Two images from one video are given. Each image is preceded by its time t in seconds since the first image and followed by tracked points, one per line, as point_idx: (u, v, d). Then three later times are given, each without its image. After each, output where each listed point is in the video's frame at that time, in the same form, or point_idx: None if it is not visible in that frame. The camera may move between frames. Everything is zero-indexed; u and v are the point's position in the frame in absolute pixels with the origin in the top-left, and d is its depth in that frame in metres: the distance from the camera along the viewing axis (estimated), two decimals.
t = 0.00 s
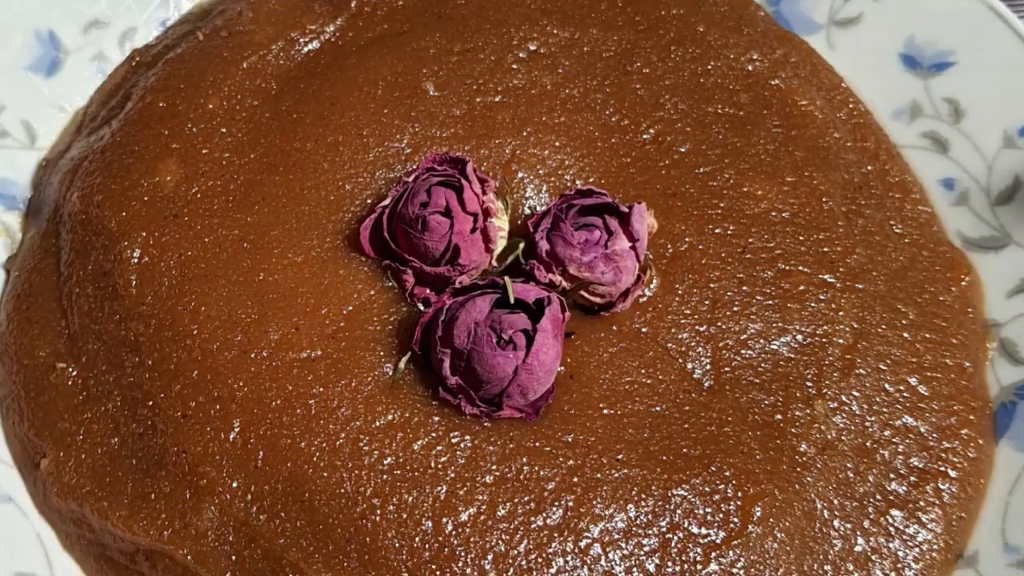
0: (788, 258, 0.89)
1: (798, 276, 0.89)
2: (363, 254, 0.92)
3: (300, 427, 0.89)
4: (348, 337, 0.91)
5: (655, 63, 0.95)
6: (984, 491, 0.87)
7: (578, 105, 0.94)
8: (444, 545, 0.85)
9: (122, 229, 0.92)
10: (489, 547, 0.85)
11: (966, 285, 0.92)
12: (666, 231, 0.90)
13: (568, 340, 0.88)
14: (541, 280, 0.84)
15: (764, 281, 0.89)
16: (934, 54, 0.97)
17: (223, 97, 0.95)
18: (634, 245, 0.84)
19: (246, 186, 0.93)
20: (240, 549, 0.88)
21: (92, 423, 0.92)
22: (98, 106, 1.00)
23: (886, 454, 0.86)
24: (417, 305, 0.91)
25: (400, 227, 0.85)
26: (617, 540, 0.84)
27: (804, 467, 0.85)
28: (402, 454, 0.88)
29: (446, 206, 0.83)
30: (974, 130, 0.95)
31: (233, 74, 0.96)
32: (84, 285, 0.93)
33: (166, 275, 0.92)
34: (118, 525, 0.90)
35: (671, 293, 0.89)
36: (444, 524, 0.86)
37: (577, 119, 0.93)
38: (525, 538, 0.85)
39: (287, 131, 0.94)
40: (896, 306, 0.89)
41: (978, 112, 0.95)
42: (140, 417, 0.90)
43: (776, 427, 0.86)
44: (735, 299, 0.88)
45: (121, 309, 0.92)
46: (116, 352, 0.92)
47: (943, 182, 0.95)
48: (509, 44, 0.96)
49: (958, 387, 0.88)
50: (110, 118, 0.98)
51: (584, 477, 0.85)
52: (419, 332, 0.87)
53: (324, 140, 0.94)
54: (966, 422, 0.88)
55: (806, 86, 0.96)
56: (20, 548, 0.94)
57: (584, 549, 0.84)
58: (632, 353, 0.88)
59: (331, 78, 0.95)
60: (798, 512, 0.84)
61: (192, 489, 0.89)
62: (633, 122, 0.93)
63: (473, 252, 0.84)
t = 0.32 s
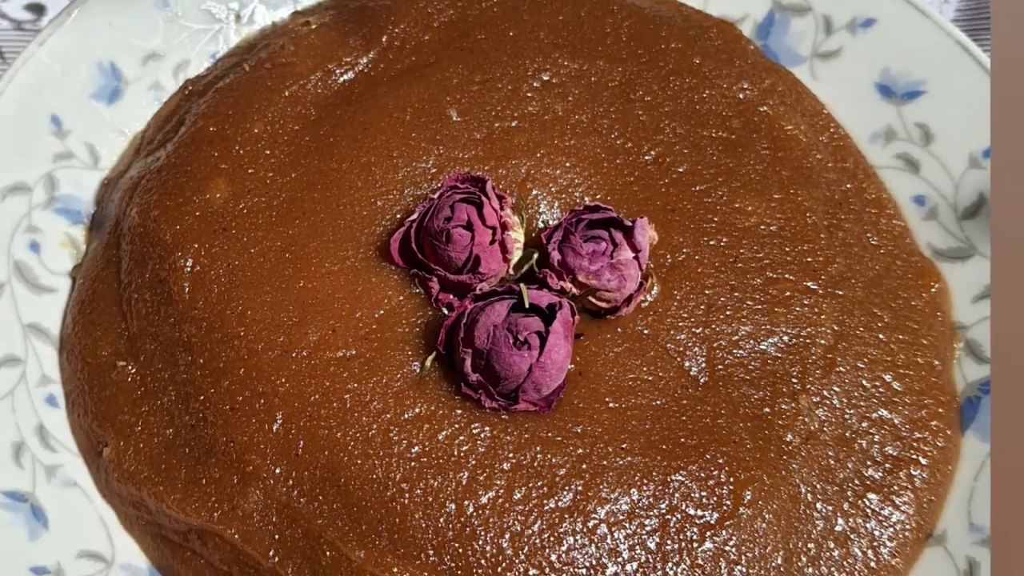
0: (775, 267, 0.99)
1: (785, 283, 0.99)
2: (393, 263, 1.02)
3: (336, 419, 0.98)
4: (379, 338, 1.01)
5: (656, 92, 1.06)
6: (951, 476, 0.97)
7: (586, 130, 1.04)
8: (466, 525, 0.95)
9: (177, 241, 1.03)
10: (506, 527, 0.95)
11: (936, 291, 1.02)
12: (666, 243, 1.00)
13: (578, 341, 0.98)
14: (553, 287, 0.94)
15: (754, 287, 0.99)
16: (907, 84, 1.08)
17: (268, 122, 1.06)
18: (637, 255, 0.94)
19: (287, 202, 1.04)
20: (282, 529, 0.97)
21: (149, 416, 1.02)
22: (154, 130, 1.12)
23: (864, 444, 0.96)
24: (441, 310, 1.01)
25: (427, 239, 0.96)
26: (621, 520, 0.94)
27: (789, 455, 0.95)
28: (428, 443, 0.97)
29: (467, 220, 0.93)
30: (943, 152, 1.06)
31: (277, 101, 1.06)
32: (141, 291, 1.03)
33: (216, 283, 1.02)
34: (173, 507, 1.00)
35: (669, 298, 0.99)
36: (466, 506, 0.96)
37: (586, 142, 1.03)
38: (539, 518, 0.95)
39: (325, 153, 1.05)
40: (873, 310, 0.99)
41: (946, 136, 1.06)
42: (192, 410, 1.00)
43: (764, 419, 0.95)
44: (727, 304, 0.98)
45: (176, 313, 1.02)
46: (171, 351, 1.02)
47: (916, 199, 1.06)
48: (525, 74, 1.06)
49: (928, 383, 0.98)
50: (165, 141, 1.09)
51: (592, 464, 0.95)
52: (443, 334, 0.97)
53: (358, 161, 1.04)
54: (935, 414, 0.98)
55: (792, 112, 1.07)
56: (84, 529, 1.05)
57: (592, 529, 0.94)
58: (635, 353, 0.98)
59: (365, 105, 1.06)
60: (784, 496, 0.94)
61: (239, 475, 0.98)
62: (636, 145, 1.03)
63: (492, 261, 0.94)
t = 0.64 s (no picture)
0: (765, 274, 1.10)
1: (773, 289, 1.10)
2: (417, 271, 1.13)
3: (366, 413, 1.08)
4: (405, 339, 1.11)
5: (657, 115, 1.17)
6: (925, 465, 1.07)
7: (593, 150, 1.15)
8: (483, 509, 1.04)
9: (221, 250, 1.13)
10: (520, 511, 1.04)
11: (911, 296, 1.13)
12: (665, 253, 1.10)
13: (586, 341, 1.08)
14: (563, 292, 1.04)
15: (745, 293, 1.09)
16: (884, 108, 1.20)
17: (304, 143, 1.17)
18: (639, 264, 1.04)
19: (320, 216, 1.14)
20: (317, 512, 1.06)
21: (195, 410, 1.12)
22: (201, 149, 1.24)
23: (845, 435, 1.06)
24: (462, 313, 1.11)
25: (448, 249, 1.06)
26: (625, 504, 1.04)
27: (777, 444, 1.04)
28: (450, 435, 1.07)
29: (486, 232, 1.03)
30: (917, 170, 1.18)
31: (312, 123, 1.18)
32: (189, 296, 1.14)
33: (257, 289, 1.12)
34: (218, 492, 1.09)
35: (668, 303, 1.09)
36: (484, 491, 1.05)
37: (593, 161, 1.14)
38: (551, 502, 1.04)
39: (356, 171, 1.15)
40: (853, 314, 1.10)
41: (920, 155, 1.18)
42: (235, 404, 1.10)
43: (755, 412, 1.05)
44: (721, 308, 1.09)
45: (220, 316, 1.12)
46: (216, 351, 1.11)
47: (893, 212, 1.17)
48: (538, 99, 1.17)
49: (903, 379, 1.09)
50: (211, 160, 1.20)
51: (598, 453, 1.05)
52: (463, 334, 1.07)
53: (386, 177, 1.15)
54: (910, 408, 1.08)
55: (779, 133, 1.18)
56: (138, 512, 1.12)
57: (599, 512, 1.04)
58: (638, 352, 1.08)
59: (392, 127, 1.16)
60: (773, 482, 1.04)
61: (278, 463, 1.07)
62: (638, 164, 1.14)
63: (508, 269, 1.04)
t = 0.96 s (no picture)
0: (756, 280, 1.20)
1: (764, 294, 1.20)
2: (437, 277, 1.23)
3: (390, 407, 1.18)
4: (426, 340, 1.21)
5: (657, 134, 1.28)
6: (903, 455, 1.16)
7: (599, 166, 1.25)
8: (498, 495, 1.14)
9: (257, 259, 1.23)
10: (532, 497, 1.14)
11: (890, 300, 1.23)
12: (665, 260, 1.21)
13: (592, 342, 1.18)
14: (571, 297, 1.14)
15: (738, 297, 1.20)
16: (866, 128, 1.31)
17: (334, 160, 1.28)
18: (641, 271, 1.14)
19: (349, 228, 1.25)
20: (346, 498, 1.16)
21: (234, 405, 1.23)
22: (239, 165, 1.35)
23: (829, 428, 1.16)
24: (478, 316, 1.21)
25: (466, 257, 1.16)
26: (628, 491, 1.14)
27: (768, 436, 1.14)
28: (468, 427, 1.17)
29: (500, 241, 1.14)
30: (896, 185, 1.28)
31: (341, 142, 1.29)
32: (228, 300, 1.24)
33: (291, 294, 1.22)
34: (254, 480, 1.19)
35: (667, 306, 1.19)
36: (498, 479, 1.15)
37: (599, 176, 1.25)
38: (560, 489, 1.14)
39: (382, 186, 1.26)
40: (837, 317, 1.20)
41: (899, 171, 1.29)
42: (271, 399, 1.20)
43: (747, 407, 1.15)
44: (716, 311, 1.19)
45: (257, 318, 1.22)
46: (253, 351, 1.22)
47: (873, 224, 1.27)
48: (549, 120, 1.28)
49: (883, 376, 1.19)
50: (248, 176, 1.31)
51: (604, 444, 1.15)
52: (480, 335, 1.17)
53: (409, 192, 1.25)
54: (889, 403, 1.18)
55: (769, 151, 1.29)
56: (181, 499, 1.21)
57: (604, 497, 1.13)
58: (640, 351, 1.18)
59: (415, 145, 1.28)
60: (764, 471, 1.14)
61: (310, 453, 1.17)
62: (640, 179, 1.25)
63: (521, 276, 1.15)
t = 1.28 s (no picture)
0: (749, 285, 1.31)
1: (756, 298, 1.30)
2: (454, 282, 1.33)
3: (412, 402, 1.28)
4: (444, 340, 1.31)
5: (657, 151, 1.39)
6: (884, 447, 1.26)
7: (604, 180, 1.36)
8: (511, 483, 1.24)
9: (289, 266, 1.34)
10: (542, 485, 1.24)
11: (873, 304, 1.33)
12: (665, 267, 1.31)
13: (598, 342, 1.28)
14: (578, 301, 1.24)
15: (732, 301, 1.30)
16: (850, 145, 1.41)
17: (359, 174, 1.39)
18: (642, 277, 1.25)
19: (373, 237, 1.36)
20: (370, 486, 1.25)
21: (267, 400, 1.32)
22: (271, 179, 1.46)
23: (816, 422, 1.26)
24: (492, 318, 1.31)
25: (481, 264, 1.27)
26: (631, 480, 1.23)
27: (759, 429, 1.24)
28: (483, 421, 1.27)
29: (512, 250, 1.24)
30: (879, 198, 1.38)
31: (366, 158, 1.40)
32: (262, 304, 1.35)
33: (319, 298, 1.33)
34: (286, 470, 1.28)
35: (667, 309, 1.30)
36: (511, 469, 1.25)
37: (603, 190, 1.35)
38: (568, 478, 1.24)
39: (404, 199, 1.37)
40: (824, 319, 1.30)
41: (881, 185, 1.38)
42: (302, 395, 1.30)
43: (741, 402, 1.25)
44: (712, 314, 1.29)
45: (288, 320, 1.32)
46: (285, 350, 1.32)
47: (857, 233, 1.37)
48: (557, 137, 1.39)
49: (866, 374, 1.29)
50: (280, 190, 1.42)
51: (608, 437, 1.25)
52: (494, 336, 1.27)
53: (429, 204, 1.36)
54: (872, 399, 1.28)
55: (761, 166, 1.39)
56: (219, 488, 1.30)
57: (608, 485, 1.23)
58: (642, 351, 1.28)
59: (434, 161, 1.39)
60: (756, 461, 1.23)
61: (337, 445, 1.27)
62: (641, 192, 1.36)
63: (532, 282, 1.25)
